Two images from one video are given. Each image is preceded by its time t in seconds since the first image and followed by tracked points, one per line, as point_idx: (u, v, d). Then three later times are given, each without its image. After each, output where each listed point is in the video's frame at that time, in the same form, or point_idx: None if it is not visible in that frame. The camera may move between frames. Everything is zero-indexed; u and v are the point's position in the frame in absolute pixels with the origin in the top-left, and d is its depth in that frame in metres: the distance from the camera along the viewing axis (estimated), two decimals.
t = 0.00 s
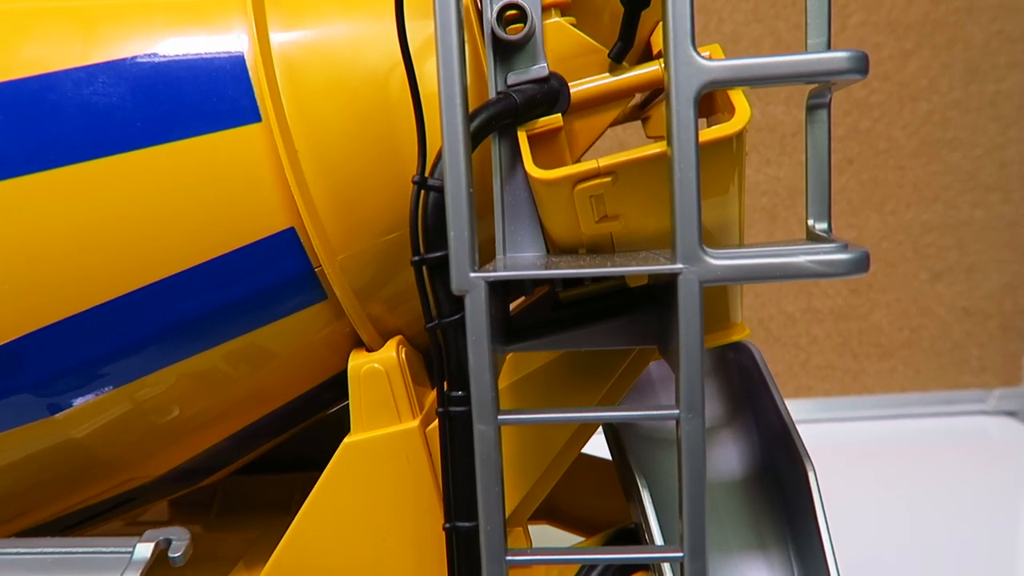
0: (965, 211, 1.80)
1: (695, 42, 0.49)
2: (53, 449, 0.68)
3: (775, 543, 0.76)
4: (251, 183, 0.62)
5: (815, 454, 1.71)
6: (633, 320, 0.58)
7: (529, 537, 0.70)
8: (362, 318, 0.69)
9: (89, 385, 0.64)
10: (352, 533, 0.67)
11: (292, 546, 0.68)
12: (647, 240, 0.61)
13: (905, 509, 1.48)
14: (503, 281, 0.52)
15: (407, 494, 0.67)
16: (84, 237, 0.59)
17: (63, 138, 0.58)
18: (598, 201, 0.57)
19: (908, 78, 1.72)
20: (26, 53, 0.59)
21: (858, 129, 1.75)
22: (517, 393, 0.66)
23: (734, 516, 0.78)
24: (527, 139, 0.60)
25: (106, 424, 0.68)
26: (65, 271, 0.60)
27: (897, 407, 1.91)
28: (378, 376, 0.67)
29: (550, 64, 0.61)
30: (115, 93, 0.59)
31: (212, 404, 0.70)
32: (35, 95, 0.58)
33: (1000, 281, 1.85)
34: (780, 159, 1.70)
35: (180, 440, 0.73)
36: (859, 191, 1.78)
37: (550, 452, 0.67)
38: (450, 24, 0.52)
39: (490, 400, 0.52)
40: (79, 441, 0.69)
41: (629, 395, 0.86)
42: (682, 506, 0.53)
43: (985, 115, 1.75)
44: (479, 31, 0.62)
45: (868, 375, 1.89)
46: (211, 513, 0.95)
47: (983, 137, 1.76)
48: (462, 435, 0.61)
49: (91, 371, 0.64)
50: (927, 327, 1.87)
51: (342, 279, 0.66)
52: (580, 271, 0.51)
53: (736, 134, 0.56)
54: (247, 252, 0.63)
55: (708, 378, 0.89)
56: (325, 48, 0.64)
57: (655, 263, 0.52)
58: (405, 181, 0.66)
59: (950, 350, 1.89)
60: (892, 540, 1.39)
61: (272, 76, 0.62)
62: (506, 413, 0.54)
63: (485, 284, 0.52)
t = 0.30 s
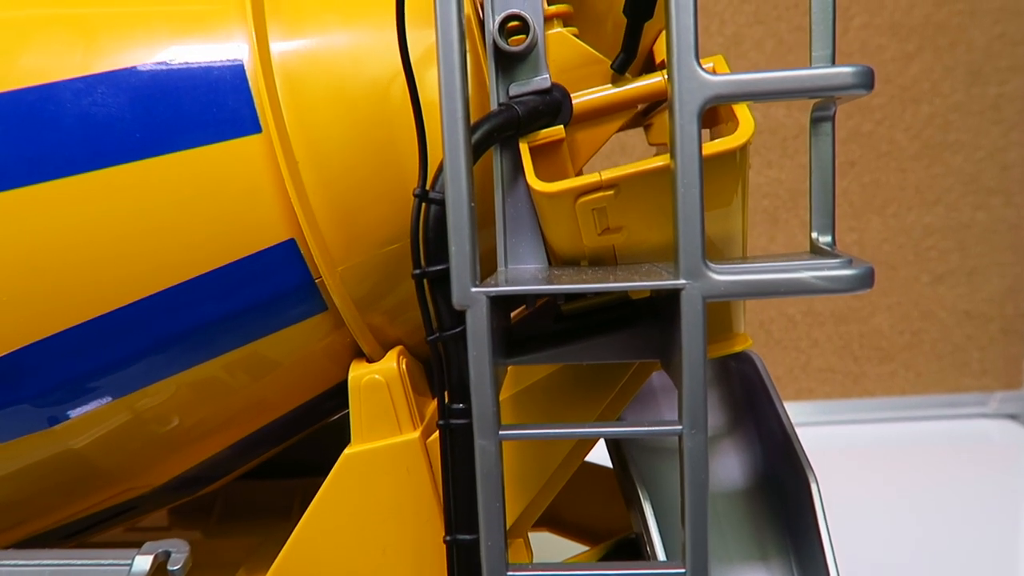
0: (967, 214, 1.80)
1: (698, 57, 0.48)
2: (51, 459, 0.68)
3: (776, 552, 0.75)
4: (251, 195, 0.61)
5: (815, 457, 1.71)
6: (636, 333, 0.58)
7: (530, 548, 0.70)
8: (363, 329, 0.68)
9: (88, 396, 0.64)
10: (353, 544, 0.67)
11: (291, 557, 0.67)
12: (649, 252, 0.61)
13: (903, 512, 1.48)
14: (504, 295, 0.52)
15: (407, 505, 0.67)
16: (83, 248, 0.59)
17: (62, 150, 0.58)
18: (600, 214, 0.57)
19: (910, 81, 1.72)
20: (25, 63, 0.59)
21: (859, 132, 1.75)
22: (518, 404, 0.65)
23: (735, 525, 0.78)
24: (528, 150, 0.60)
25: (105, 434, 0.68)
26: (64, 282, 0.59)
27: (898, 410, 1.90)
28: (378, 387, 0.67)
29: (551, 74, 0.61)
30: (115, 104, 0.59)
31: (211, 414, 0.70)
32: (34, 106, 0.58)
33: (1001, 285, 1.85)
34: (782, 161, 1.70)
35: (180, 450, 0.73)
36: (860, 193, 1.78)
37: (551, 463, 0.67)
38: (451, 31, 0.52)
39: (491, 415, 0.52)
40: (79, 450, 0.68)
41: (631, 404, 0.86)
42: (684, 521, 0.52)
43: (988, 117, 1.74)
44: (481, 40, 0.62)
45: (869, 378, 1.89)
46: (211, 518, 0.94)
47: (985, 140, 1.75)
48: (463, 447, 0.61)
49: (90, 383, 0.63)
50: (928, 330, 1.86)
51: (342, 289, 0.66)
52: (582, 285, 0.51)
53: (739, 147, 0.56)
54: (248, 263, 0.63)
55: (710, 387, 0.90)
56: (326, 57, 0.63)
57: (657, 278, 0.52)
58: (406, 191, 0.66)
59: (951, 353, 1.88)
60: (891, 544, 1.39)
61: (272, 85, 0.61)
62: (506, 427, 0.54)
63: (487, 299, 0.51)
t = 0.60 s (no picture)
0: (968, 217, 1.79)
1: (700, 80, 0.48)
2: (47, 475, 0.68)
3: (775, 569, 0.75)
4: (248, 213, 0.61)
5: (813, 461, 1.71)
6: (635, 355, 0.58)
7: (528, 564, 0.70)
8: (360, 345, 0.68)
9: (85, 414, 0.64)
10: (351, 562, 0.67)
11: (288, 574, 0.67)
12: (649, 272, 0.61)
13: (899, 517, 1.48)
14: (503, 319, 0.52)
15: (405, 524, 0.66)
16: (79, 266, 0.58)
17: (58, 168, 0.57)
18: (600, 234, 0.57)
19: (911, 84, 1.71)
20: (22, 79, 0.58)
21: (860, 135, 1.74)
22: (518, 422, 0.65)
23: (735, 542, 0.77)
24: (528, 169, 0.59)
25: (102, 451, 0.67)
26: (61, 300, 0.59)
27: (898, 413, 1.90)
28: (377, 405, 0.66)
29: (551, 91, 0.60)
30: (111, 122, 0.58)
31: (210, 430, 0.70)
32: (30, 124, 0.57)
33: (1001, 288, 1.84)
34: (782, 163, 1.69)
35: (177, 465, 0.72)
36: (861, 196, 1.77)
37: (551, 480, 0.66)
38: (450, 47, 0.51)
39: (490, 439, 0.52)
40: (77, 466, 0.68)
41: (632, 417, 0.86)
42: (683, 544, 0.52)
43: (988, 120, 1.74)
44: (480, 56, 0.61)
45: (868, 382, 1.88)
46: (209, 528, 0.94)
47: (986, 143, 1.75)
48: (462, 468, 0.61)
49: (87, 401, 0.63)
50: (928, 333, 1.86)
51: (340, 307, 0.65)
52: (581, 308, 0.50)
53: (740, 168, 0.56)
54: (245, 281, 0.62)
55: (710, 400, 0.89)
56: (324, 73, 0.63)
57: (657, 301, 0.51)
58: (405, 206, 0.65)
59: (950, 356, 1.88)
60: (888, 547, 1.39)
61: (269, 99, 0.61)
62: (505, 451, 0.53)
63: (485, 322, 0.51)
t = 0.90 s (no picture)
0: (969, 222, 1.78)
1: (701, 104, 0.48)
2: (45, 494, 0.67)
3: None
4: (246, 233, 0.61)
5: (813, 467, 1.70)
6: (635, 378, 0.57)
7: None
8: (358, 364, 0.68)
9: (82, 434, 0.63)
10: None
11: None
12: (649, 293, 0.60)
13: (898, 524, 1.47)
14: (502, 344, 0.51)
15: (403, 544, 0.66)
16: (75, 286, 0.58)
17: (54, 190, 0.56)
18: (600, 255, 0.56)
19: (912, 88, 1.70)
20: (21, 98, 0.57)
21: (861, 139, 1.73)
22: (517, 441, 0.66)
23: (735, 560, 0.77)
24: (528, 189, 0.59)
25: (100, 470, 0.67)
26: (58, 320, 0.58)
27: (899, 419, 1.89)
28: (375, 424, 0.66)
29: (551, 111, 0.60)
30: (107, 142, 0.58)
31: (208, 447, 0.69)
32: (25, 145, 0.56)
33: (1003, 293, 1.83)
34: (783, 169, 1.68)
35: (176, 483, 0.72)
36: (861, 202, 1.77)
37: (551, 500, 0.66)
38: (449, 66, 0.51)
39: (489, 464, 0.52)
40: (74, 484, 0.67)
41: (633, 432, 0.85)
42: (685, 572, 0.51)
43: (990, 125, 1.73)
44: (479, 75, 0.61)
45: (869, 387, 1.87)
46: (208, 540, 0.93)
47: (987, 148, 1.74)
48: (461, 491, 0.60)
49: (84, 421, 0.63)
50: (929, 339, 1.85)
51: (338, 326, 0.65)
52: (581, 333, 0.50)
53: (742, 191, 0.55)
54: (244, 300, 0.62)
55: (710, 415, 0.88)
56: (322, 90, 0.63)
57: (657, 325, 0.51)
58: (404, 222, 0.65)
59: (951, 362, 1.86)
60: (879, 558, 1.38)
61: (267, 117, 0.61)
62: (505, 475, 0.53)
63: (484, 348, 0.51)
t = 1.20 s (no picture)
0: (969, 225, 1.78)
1: (701, 124, 0.47)
2: (43, 508, 0.67)
3: None
4: (244, 250, 0.61)
5: (813, 470, 1.69)
6: (634, 396, 0.57)
7: None
8: (357, 379, 0.67)
9: (80, 450, 0.63)
10: None
11: None
12: (649, 309, 0.60)
13: (898, 528, 1.46)
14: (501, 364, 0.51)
15: (402, 560, 0.65)
16: (72, 302, 0.58)
17: (50, 207, 0.56)
18: (600, 273, 0.56)
19: (913, 91, 1.70)
20: (15, 115, 0.57)
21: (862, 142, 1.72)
22: (518, 457, 0.64)
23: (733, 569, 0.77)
24: (527, 206, 0.58)
25: (98, 484, 0.67)
26: (55, 336, 0.58)
27: (899, 422, 1.89)
28: (374, 440, 0.65)
29: (550, 126, 0.60)
30: (104, 158, 0.57)
31: (207, 460, 0.69)
32: (21, 162, 0.56)
33: (1003, 296, 1.83)
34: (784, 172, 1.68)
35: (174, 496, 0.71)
36: (862, 205, 1.76)
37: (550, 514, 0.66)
38: (447, 83, 0.50)
39: (488, 483, 0.51)
40: (73, 498, 0.67)
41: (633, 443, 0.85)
42: None
43: (991, 128, 1.72)
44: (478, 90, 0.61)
45: (869, 390, 1.87)
46: (207, 549, 0.93)
47: (988, 150, 1.73)
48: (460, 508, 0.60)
49: (81, 437, 0.62)
50: (929, 342, 1.84)
51: (337, 342, 0.65)
52: (580, 353, 0.50)
53: (742, 210, 0.55)
54: (242, 317, 0.62)
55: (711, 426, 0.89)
56: (320, 104, 0.62)
57: (657, 345, 0.51)
58: (404, 235, 0.65)
59: (951, 364, 1.86)
60: (878, 564, 1.38)
61: (264, 132, 0.61)
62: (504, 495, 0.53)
63: (483, 368, 0.50)
